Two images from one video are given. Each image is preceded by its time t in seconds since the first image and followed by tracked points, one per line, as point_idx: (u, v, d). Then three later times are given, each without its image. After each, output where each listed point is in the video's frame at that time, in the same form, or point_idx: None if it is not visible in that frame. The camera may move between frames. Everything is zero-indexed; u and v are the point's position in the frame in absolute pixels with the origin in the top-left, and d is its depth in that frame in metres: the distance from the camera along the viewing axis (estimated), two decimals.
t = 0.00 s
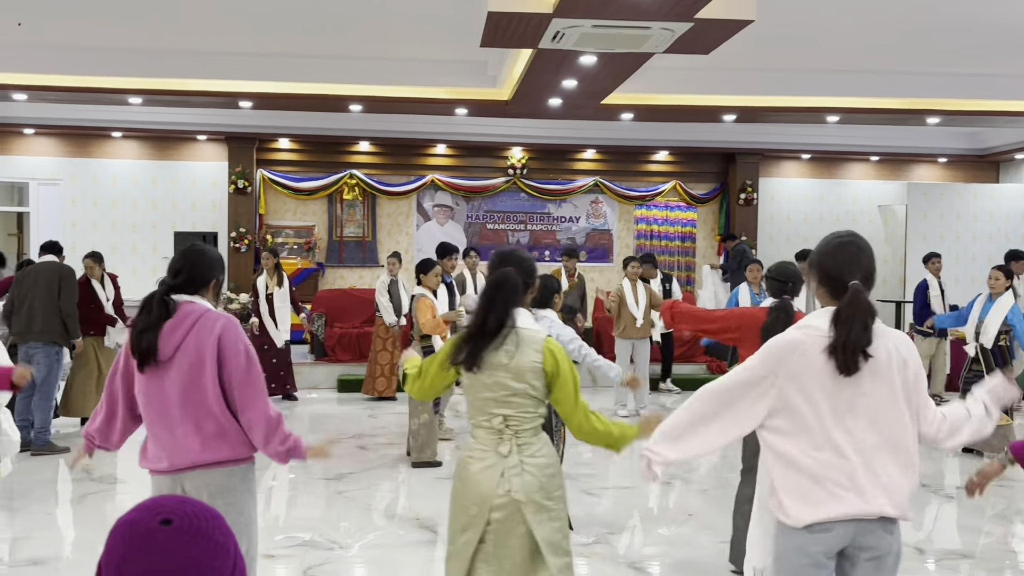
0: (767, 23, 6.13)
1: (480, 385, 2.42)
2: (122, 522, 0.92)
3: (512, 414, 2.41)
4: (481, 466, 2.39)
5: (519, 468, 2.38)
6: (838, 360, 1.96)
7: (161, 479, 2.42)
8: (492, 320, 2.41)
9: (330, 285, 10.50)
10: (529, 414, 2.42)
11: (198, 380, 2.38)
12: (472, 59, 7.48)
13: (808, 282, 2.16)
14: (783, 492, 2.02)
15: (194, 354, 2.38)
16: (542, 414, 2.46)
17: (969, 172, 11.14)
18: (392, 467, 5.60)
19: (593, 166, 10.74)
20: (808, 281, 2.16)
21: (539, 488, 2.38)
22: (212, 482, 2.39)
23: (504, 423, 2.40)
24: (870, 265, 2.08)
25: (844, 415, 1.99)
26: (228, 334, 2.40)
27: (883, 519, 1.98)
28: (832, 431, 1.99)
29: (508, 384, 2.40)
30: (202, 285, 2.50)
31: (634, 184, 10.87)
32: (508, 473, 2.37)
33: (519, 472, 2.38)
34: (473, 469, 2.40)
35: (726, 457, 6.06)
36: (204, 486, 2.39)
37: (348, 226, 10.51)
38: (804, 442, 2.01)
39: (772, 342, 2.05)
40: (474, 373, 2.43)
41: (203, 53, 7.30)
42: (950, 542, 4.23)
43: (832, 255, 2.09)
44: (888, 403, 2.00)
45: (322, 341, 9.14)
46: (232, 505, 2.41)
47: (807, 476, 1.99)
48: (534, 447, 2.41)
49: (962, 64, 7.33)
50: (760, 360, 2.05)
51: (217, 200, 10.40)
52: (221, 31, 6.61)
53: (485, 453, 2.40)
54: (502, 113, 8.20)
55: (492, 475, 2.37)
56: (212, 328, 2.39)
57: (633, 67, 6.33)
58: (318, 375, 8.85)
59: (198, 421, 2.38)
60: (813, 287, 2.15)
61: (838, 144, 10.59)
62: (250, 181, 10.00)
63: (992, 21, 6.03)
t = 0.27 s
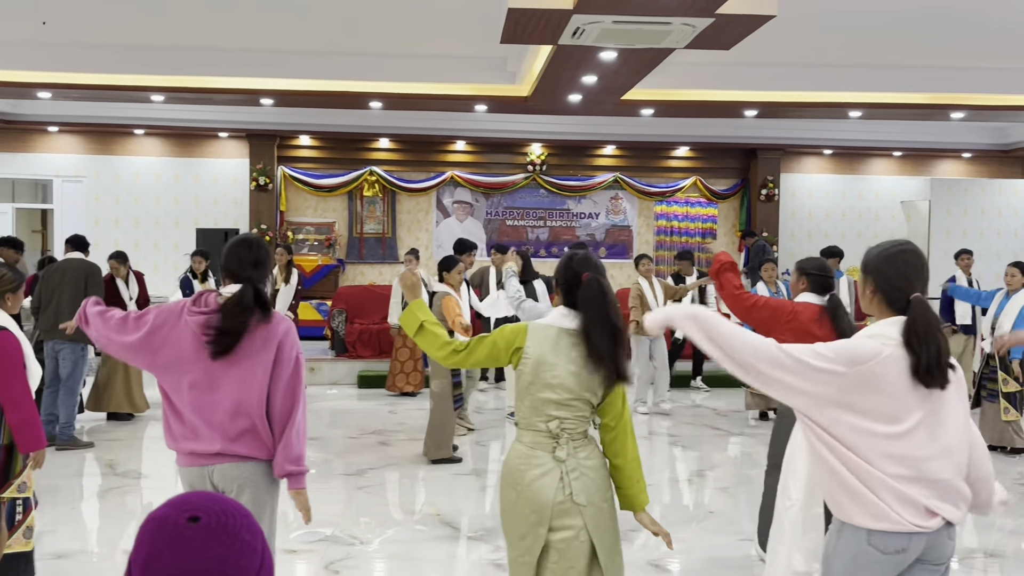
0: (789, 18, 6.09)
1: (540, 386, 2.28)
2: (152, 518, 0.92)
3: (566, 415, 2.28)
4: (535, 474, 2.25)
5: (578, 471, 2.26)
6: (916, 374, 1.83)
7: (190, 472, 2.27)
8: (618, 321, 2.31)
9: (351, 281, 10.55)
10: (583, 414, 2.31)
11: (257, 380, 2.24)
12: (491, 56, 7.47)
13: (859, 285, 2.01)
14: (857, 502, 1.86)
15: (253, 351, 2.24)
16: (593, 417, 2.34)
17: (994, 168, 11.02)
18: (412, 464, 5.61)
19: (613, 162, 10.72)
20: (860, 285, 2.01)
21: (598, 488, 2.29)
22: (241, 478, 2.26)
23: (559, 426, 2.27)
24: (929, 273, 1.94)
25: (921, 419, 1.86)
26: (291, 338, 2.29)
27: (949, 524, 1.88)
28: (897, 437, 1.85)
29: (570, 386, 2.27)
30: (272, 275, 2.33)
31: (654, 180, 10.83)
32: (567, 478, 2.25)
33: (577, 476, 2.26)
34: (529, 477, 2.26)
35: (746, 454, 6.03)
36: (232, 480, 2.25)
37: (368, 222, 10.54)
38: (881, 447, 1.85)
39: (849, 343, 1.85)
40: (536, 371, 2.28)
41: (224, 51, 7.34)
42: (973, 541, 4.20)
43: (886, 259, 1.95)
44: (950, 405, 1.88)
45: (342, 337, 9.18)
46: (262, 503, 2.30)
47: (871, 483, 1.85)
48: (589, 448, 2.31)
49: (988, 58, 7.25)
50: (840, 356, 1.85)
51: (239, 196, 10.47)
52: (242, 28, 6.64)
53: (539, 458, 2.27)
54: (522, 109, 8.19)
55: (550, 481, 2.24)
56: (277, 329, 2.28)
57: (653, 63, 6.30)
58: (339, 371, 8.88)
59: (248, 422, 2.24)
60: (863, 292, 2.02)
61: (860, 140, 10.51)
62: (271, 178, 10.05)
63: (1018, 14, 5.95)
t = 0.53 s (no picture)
0: (795, 12, 6.07)
1: (551, 381, 2.28)
2: (167, 510, 0.93)
3: (576, 410, 2.29)
4: (541, 465, 2.28)
5: (584, 465, 2.28)
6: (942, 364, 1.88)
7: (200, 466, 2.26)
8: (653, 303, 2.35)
9: (356, 274, 10.57)
10: (593, 410, 2.31)
11: (273, 377, 2.26)
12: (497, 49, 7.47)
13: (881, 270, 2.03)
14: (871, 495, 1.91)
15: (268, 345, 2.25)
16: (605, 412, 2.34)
17: (1001, 162, 10.98)
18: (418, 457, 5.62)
19: (618, 156, 10.71)
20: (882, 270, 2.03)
21: (603, 482, 2.31)
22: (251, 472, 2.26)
23: (567, 420, 2.28)
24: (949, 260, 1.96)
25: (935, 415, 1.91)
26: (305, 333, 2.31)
27: (960, 516, 1.93)
28: (909, 430, 1.89)
29: (584, 382, 2.27)
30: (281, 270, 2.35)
31: (660, 174, 10.82)
32: (574, 471, 2.27)
33: (584, 469, 2.28)
34: (536, 467, 2.28)
35: (752, 448, 6.03)
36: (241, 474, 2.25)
37: (373, 216, 10.57)
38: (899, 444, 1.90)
39: (878, 336, 1.87)
40: (550, 365, 2.28)
41: (231, 45, 7.34)
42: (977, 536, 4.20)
43: (909, 247, 1.96)
44: (958, 394, 1.94)
45: (348, 331, 9.22)
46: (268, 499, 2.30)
47: (890, 480, 1.89)
48: (596, 442, 2.32)
49: (996, 52, 7.22)
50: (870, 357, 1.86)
51: (245, 189, 10.50)
52: (248, 22, 6.65)
53: (546, 450, 2.29)
54: (528, 103, 8.18)
55: (556, 473, 2.27)
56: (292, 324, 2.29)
57: (659, 57, 6.29)
58: (345, 365, 8.91)
59: (260, 419, 2.24)
60: (885, 279, 2.03)
61: (866, 134, 10.47)
62: (277, 171, 10.04)
63: None
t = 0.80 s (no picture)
0: (789, 4, 6.07)
1: (531, 371, 2.31)
2: (160, 502, 0.93)
3: (558, 399, 2.30)
4: (523, 454, 2.28)
5: (565, 454, 2.28)
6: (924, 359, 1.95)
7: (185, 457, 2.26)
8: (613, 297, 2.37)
9: (348, 265, 10.56)
10: (573, 399, 2.32)
11: (258, 364, 2.28)
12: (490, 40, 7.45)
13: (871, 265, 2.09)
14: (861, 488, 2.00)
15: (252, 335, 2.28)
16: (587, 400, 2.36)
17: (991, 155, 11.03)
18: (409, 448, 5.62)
19: (611, 147, 10.71)
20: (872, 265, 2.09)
21: (584, 474, 2.30)
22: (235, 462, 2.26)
23: (549, 409, 2.30)
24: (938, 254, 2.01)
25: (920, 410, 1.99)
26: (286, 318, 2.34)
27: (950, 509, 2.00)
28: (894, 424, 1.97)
29: (564, 370, 2.30)
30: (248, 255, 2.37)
31: (652, 166, 10.82)
32: (554, 460, 2.28)
33: (565, 459, 2.29)
34: (517, 457, 2.29)
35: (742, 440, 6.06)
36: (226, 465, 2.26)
37: (365, 207, 10.54)
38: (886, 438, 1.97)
39: (862, 330, 1.96)
40: (527, 355, 2.31)
41: (222, 34, 7.31)
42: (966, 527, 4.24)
43: (896, 241, 2.01)
44: (942, 387, 2.01)
45: (340, 322, 9.20)
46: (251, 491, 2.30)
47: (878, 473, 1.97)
48: (578, 432, 2.32)
49: (988, 45, 7.23)
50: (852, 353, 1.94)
51: (236, 179, 10.45)
52: (240, 11, 6.61)
53: (528, 440, 2.30)
54: (520, 94, 8.16)
55: (536, 462, 2.27)
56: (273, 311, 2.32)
57: (652, 48, 6.29)
58: (336, 355, 8.90)
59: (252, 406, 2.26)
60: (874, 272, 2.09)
61: (858, 127, 10.49)
62: (268, 162, 10.03)
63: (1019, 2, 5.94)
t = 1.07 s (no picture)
0: None
1: (463, 354, 2.43)
2: (125, 491, 0.93)
3: (491, 381, 2.42)
4: (456, 433, 2.40)
5: (496, 436, 2.40)
6: (867, 345, 2.06)
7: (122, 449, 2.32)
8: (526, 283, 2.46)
9: (321, 252, 10.50)
10: (507, 381, 2.44)
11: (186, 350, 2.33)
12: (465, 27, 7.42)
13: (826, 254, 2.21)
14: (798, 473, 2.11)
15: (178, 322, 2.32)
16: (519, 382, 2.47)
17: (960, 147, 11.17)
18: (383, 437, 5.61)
19: (586, 136, 10.72)
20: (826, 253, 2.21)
21: (515, 457, 2.40)
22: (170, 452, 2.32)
23: (484, 391, 2.42)
24: (889, 244, 2.14)
25: (857, 399, 2.09)
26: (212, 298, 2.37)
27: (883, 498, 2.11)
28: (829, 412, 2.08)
29: (490, 350, 2.41)
30: (170, 248, 2.42)
31: (627, 155, 10.84)
32: (484, 440, 2.39)
33: (496, 441, 2.40)
34: (450, 437, 2.41)
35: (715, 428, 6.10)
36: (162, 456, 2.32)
37: (339, 193, 10.47)
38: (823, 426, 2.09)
39: (802, 314, 2.08)
40: (455, 337, 2.43)
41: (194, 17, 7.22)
42: (935, 514, 4.31)
43: (848, 230, 2.14)
44: (883, 377, 2.11)
45: (313, 310, 9.13)
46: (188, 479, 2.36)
47: (813, 459, 2.09)
48: (513, 413, 2.44)
49: (959, 38, 7.31)
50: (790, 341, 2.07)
51: (208, 164, 10.32)
52: None
53: (463, 420, 2.41)
54: (496, 81, 8.14)
55: (467, 442, 2.39)
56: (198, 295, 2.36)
57: (628, 37, 6.29)
58: (309, 343, 8.86)
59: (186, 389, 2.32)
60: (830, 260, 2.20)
61: (831, 118, 10.56)
62: (241, 147, 9.95)
63: None
